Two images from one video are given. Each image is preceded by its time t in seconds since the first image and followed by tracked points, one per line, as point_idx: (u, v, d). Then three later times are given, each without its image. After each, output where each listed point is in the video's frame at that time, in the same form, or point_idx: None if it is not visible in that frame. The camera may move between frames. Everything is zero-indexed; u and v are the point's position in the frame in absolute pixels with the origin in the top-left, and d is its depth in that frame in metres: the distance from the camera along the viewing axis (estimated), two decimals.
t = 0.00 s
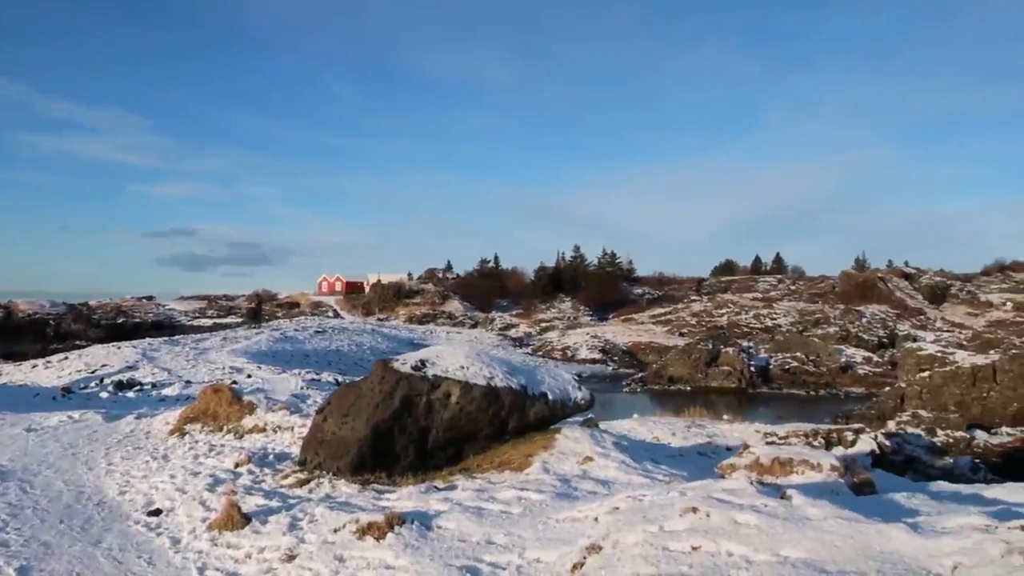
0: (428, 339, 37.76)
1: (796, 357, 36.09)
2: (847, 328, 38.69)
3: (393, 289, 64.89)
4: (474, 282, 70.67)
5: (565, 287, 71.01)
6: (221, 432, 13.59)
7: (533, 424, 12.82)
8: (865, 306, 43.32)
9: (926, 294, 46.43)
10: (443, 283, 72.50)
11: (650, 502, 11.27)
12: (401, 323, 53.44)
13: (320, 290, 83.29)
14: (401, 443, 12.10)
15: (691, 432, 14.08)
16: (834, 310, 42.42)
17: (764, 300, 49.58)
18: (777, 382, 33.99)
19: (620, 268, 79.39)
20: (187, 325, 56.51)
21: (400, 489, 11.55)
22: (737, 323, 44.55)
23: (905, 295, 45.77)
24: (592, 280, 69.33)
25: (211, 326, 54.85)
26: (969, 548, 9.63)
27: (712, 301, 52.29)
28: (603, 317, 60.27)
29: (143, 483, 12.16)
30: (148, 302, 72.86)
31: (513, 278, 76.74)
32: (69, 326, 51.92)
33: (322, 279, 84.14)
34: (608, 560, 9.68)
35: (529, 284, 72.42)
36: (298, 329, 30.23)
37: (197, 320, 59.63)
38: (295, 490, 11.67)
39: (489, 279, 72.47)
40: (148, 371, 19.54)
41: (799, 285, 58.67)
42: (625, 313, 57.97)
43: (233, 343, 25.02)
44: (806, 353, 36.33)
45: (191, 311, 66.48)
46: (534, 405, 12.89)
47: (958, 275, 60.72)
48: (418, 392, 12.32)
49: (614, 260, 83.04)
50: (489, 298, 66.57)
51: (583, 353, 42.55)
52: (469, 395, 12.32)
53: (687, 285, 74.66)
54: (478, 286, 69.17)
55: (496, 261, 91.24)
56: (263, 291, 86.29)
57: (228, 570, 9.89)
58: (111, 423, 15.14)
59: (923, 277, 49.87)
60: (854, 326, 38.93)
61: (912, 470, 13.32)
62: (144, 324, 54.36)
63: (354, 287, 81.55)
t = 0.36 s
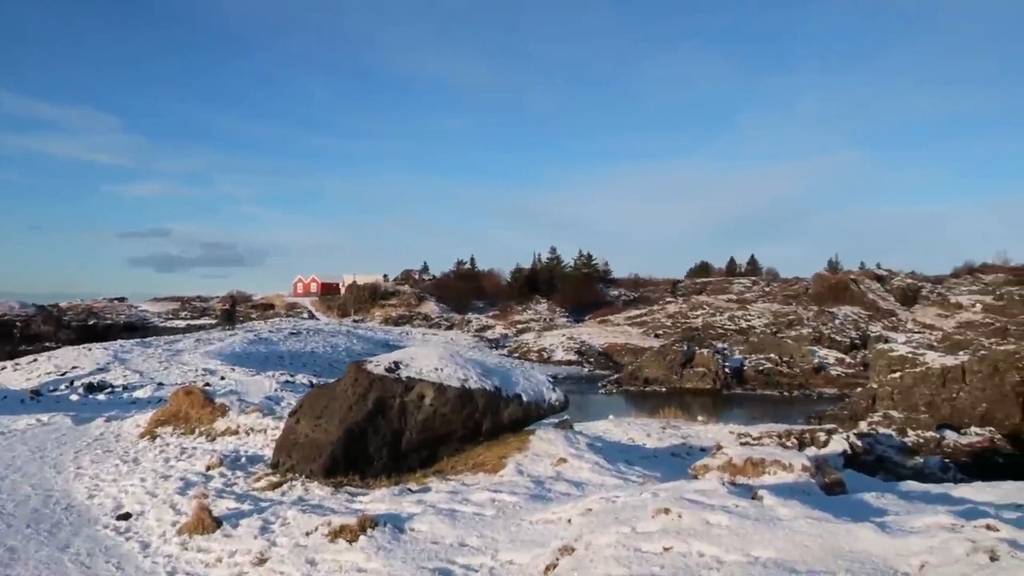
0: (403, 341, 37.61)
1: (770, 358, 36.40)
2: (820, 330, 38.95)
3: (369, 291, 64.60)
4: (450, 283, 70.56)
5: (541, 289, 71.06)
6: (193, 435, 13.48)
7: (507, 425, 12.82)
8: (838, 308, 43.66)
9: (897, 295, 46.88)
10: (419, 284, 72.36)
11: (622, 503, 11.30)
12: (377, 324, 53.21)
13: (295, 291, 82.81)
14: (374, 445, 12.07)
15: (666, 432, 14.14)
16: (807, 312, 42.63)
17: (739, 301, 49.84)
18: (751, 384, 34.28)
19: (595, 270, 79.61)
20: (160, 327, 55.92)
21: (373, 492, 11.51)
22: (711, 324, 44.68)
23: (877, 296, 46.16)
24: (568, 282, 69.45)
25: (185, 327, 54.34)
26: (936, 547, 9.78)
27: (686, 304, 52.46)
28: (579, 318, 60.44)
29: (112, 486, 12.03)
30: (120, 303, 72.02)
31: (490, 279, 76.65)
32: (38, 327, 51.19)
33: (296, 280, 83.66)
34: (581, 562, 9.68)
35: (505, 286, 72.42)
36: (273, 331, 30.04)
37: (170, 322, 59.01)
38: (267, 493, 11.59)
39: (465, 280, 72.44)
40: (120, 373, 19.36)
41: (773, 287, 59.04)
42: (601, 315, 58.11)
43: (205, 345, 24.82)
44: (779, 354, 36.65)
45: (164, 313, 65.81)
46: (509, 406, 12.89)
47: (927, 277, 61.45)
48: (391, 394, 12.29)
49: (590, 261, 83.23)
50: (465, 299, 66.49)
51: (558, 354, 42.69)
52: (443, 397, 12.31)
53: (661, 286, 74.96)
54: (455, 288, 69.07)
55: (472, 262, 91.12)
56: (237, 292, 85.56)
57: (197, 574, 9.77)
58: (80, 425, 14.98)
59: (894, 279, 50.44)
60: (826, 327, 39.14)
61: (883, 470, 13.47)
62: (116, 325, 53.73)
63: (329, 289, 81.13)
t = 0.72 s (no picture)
0: (382, 343, 37.50)
1: (749, 360, 36.56)
2: (798, 331, 39.05)
3: (349, 293, 64.30)
4: (429, 286, 70.48)
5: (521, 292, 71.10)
6: (169, 439, 13.43)
7: (485, 428, 12.82)
8: (815, 310, 43.93)
9: (873, 297, 46.82)
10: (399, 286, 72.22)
11: (599, 505, 11.33)
12: (357, 327, 52.99)
13: (274, 294, 82.43)
14: (352, 448, 12.05)
15: (644, 434, 14.20)
16: (785, 315, 42.69)
17: (718, 304, 49.93)
18: (729, 386, 34.52)
19: (575, 272, 79.66)
20: (137, 330, 55.44)
21: (349, 495, 11.48)
22: (689, 327, 44.55)
23: (854, 299, 46.44)
24: (549, 285, 69.55)
25: (163, 330, 53.95)
26: (907, 547, 9.92)
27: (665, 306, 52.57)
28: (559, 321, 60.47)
29: (86, 491, 11.95)
30: (95, 307, 71.29)
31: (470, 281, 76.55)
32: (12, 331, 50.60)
33: (275, 282, 83.27)
34: (557, 564, 9.69)
35: (484, 288, 72.38)
36: (251, 334, 29.89)
37: (147, 325, 58.52)
38: (243, 497, 11.54)
39: (445, 283, 72.39)
40: (95, 377, 19.22)
41: (751, 289, 59.21)
42: (581, 317, 58.24)
43: (182, 348, 24.68)
44: (758, 356, 36.84)
45: (141, 316, 65.16)
46: (486, 409, 12.90)
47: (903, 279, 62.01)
48: (369, 397, 12.27)
49: (570, 264, 83.29)
50: (445, 302, 66.44)
51: (539, 356, 42.75)
52: (420, 400, 12.30)
53: (640, 289, 75.07)
54: (435, 290, 68.88)
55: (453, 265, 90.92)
56: (214, 295, 84.97)
57: None
58: (54, 430, 14.87)
59: (871, 281, 50.84)
60: (804, 329, 39.20)
61: (859, 470, 13.59)
62: (92, 329, 53.24)
63: (308, 291, 80.85)
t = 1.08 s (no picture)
0: (347, 350, 37.23)
1: (713, 365, 36.94)
2: (761, 336, 39.40)
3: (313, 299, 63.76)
4: (393, 292, 70.18)
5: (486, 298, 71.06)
6: (126, 447, 13.27)
7: (447, 434, 12.79)
8: (777, 316, 44.43)
9: (834, 303, 47.51)
10: (363, 292, 71.83)
11: (560, 511, 11.37)
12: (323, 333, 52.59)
13: (237, 299, 81.62)
14: (313, 456, 11.99)
15: (608, 440, 14.28)
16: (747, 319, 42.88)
17: (681, 310, 50.29)
18: (693, 391, 34.86)
19: (540, 278, 79.91)
20: (96, 337, 54.46)
21: (311, 503, 11.40)
22: (654, 332, 44.50)
23: (815, 304, 46.99)
24: (515, 291, 69.63)
25: (123, 337, 53.08)
26: (861, 549, 10.12)
27: (630, 312, 52.78)
28: (525, 327, 60.58)
29: (40, 502, 11.75)
30: (51, 313, 69.92)
31: (435, 287, 76.40)
32: None
33: (238, 288, 82.45)
34: (518, 569, 9.67)
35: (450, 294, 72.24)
36: (213, 340, 29.55)
37: (107, 332, 57.51)
38: (202, 506, 11.40)
39: (410, 289, 72.13)
40: (51, 385, 18.91)
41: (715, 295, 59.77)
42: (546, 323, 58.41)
43: (142, 355, 24.37)
44: (721, 361, 37.19)
45: (100, 323, 64.00)
46: (449, 415, 12.86)
47: (863, 286, 63.06)
48: (330, 404, 12.24)
49: (535, 270, 83.51)
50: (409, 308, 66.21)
51: (504, 362, 42.84)
52: (382, 407, 12.26)
53: (605, 295, 75.54)
54: (401, 296, 68.61)
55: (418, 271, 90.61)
56: (176, 301, 83.85)
57: None
58: (8, 440, 14.60)
59: (832, 287, 51.72)
60: (766, 335, 39.55)
61: (819, 474, 13.77)
62: (50, 336, 52.20)
63: (271, 297, 80.18)
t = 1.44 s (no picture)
0: (307, 355, 36.92)
1: (673, 369, 37.27)
2: (721, 341, 39.81)
3: (273, 304, 63.13)
4: (354, 297, 69.82)
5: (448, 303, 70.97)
6: (78, 456, 13.08)
7: (406, 439, 12.76)
8: (737, 320, 44.87)
9: (793, 307, 48.10)
10: (324, 297, 71.36)
11: (518, 515, 11.40)
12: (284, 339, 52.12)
13: (195, 305, 80.68)
14: (270, 462, 11.90)
15: (570, 444, 14.33)
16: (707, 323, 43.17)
17: (643, 314, 50.56)
18: (654, 395, 35.16)
19: (503, 283, 80.04)
20: (50, 344, 53.36)
21: (267, 511, 11.29)
22: (616, 336, 44.63)
23: (774, 309, 47.33)
24: (477, 295, 69.68)
25: (79, 344, 52.12)
26: (812, 550, 10.29)
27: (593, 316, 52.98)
28: (487, 332, 60.59)
29: None
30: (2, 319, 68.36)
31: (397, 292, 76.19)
32: None
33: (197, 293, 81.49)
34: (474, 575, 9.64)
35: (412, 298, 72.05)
36: (170, 346, 29.15)
37: (61, 338, 56.38)
38: (155, 515, 11.24)
39: (372, 294, 71.80)
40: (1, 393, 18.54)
41: (676, 300, 60.28)
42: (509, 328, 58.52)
43: (97, 362, 23.99)
44: (681, 365, 37.53)
45: (54, 329, 62.68)
46: (408, 421, 12.81)
47: (821, 290, 64.07)
48: (287, 411, 12.19)
49: (498, 275, 83.59)
50: (370, 313, 65.88)
51: (466, 367, 42.89)
52: (340, 412, 12.22)
53: (567, 300, 75.88)
54: (362, 301, 68.14)
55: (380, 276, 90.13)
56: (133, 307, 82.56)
57: None
58: None
59: (790, 291, 52.50)
60: (726, 339, 39.92)
61: (777, 477, 13.93)
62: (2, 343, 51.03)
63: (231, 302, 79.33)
